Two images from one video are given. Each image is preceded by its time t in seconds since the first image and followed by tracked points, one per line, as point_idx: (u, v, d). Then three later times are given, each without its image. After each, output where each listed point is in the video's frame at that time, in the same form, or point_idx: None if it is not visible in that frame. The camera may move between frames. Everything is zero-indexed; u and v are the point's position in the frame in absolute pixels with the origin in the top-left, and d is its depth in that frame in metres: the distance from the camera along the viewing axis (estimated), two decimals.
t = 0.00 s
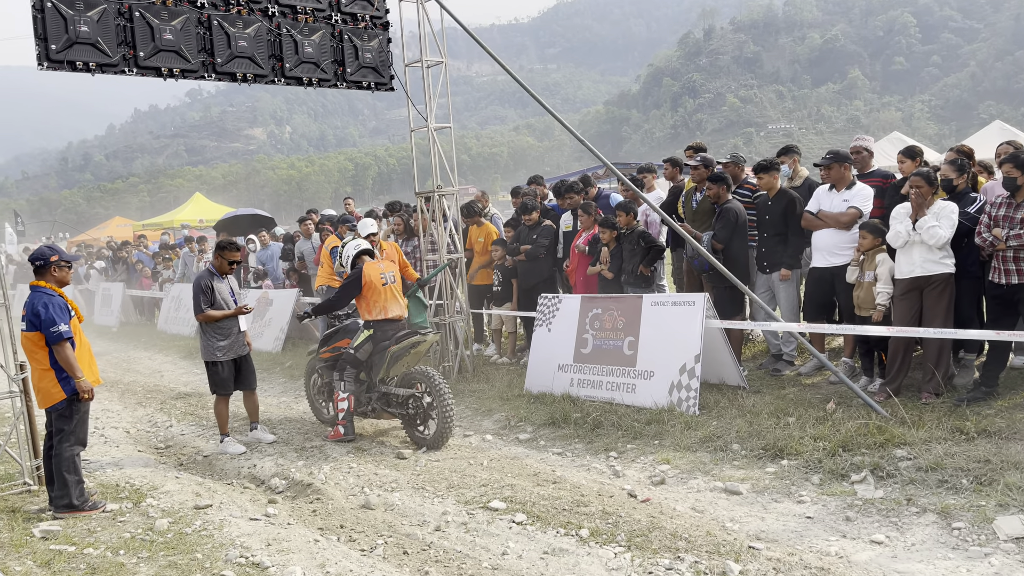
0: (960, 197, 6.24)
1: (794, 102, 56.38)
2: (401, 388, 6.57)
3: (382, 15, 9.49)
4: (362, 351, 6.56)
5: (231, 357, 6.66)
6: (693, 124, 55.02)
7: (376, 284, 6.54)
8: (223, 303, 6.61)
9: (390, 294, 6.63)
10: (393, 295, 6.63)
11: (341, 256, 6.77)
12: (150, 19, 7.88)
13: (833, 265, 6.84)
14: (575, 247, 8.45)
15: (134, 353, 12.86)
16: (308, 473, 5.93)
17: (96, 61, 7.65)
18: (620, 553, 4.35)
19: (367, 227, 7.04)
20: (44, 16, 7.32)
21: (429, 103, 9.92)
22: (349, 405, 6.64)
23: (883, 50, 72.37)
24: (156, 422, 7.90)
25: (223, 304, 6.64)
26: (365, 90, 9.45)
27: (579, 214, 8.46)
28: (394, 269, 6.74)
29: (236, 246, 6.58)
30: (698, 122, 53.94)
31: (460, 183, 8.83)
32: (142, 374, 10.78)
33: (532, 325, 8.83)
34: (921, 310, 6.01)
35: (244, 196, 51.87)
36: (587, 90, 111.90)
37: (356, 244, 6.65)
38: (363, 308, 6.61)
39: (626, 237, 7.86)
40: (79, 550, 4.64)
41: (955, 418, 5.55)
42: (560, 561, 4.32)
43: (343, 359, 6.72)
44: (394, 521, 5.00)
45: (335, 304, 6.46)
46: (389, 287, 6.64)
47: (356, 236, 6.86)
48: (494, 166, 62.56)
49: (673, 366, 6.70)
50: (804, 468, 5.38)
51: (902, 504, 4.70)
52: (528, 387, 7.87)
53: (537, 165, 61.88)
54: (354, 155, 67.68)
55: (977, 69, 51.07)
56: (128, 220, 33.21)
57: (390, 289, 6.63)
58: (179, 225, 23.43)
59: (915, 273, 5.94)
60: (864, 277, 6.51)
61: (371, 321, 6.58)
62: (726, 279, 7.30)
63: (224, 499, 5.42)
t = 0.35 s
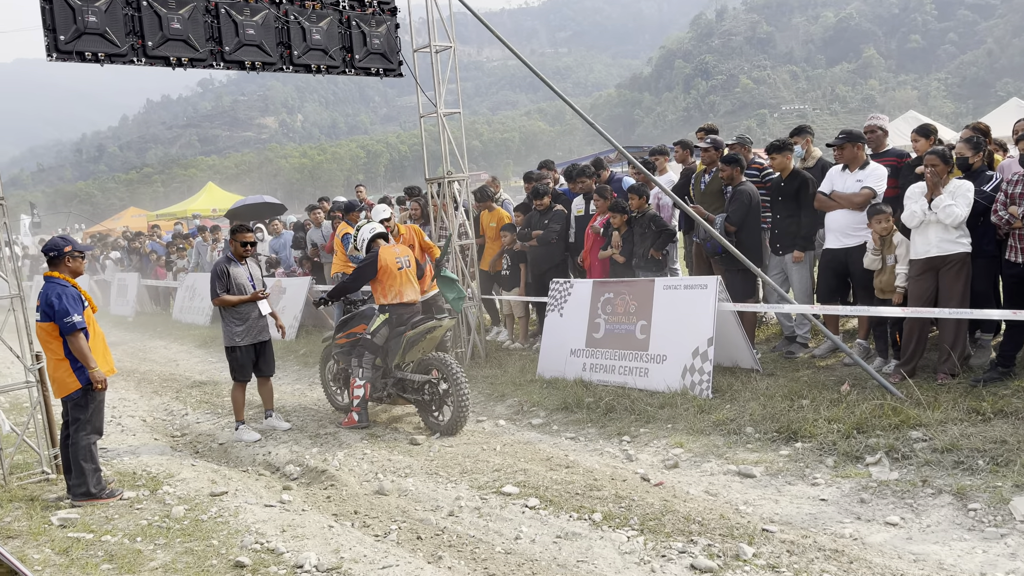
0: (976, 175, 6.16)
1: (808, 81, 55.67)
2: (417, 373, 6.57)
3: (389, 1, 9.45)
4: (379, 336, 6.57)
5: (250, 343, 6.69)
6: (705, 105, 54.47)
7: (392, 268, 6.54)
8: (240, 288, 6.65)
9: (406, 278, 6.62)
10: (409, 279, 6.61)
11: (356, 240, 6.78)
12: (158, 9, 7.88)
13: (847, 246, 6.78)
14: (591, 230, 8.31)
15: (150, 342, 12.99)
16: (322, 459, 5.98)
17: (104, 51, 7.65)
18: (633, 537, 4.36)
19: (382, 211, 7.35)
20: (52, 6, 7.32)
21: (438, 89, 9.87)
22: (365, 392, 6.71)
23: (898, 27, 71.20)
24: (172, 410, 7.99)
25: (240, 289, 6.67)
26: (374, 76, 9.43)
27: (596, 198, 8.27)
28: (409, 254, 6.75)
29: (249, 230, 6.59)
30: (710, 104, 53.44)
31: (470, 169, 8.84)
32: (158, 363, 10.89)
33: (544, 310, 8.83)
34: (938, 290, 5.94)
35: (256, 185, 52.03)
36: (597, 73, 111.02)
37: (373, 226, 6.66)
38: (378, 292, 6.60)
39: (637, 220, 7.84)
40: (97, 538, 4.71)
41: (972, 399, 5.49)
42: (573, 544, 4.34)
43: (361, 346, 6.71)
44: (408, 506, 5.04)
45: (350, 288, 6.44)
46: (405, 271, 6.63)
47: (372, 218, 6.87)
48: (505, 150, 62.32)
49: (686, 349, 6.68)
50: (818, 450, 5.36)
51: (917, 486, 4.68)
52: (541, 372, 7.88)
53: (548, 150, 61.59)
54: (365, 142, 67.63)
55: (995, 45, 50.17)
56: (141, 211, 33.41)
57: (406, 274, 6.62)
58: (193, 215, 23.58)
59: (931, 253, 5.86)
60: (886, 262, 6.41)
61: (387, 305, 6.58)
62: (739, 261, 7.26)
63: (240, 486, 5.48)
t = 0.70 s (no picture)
0: (995, 157, 6.02)
1: (826, 62, 54.85)
2: (436, 360, 6.58)
3: None
4: (397, 325, 6.63)
5: (264, 330, 6.74)
6: (722, 88, 53.87)
7: (414, 259, 6.57)
8: (260, 274, 6.71)
9: (427, 270, 6.65)
10: (429, 271, 6.65)
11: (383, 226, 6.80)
12: None
13: (865, 229, 6.70)
14: (609, 214, 8.21)
15: (168, 330, 13.14)
16: (339, 446, 6.03)
17: (119, 40, 7.70)
18: (647, 522, 4.36)
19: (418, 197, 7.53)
20: None
21: (452, 74, 9.82)
22: (381, 378, 6.75)
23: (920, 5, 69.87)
24: (191, 397, 8.08)
25: (258, 276, 6.72)
26: (387, 62, 9.41)
27: (613, 182, 8.16)
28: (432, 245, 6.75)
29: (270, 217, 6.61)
30: (727, 86, 52.82)
31: (484, 155, 8.86)
32: (176, 350, 11.01)
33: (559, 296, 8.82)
34: (957, 274, 5.86)
35: (272, 172, 52.23)
36: (612, 56, 110.07)
37: (403, 214, 6.68)
38: (398, 282, 6.65)
39: (653, 204, 7.79)
40: (117, 523, 4.79)
41: (992, 383, 5.42)
42: (587, 530, 4.35)
43: (378, 333, 6.76)
44: (423, 492, 5.07)
45: (370, 277, 6.48)
46: (426, 263, 6.65)
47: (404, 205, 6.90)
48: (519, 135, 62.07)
49: (701, 334, 6.65)
50: (834, 435, 5.32)
51: (935, 471, 4.64)
52: (555, 358, 7.88)
53: (563, 134, 61.25)
54: (379, 128, 67.61)
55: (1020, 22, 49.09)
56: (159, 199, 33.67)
57: (427, 265, 6.64)
58: (209, 203, 23.75)
59: (951, 236, 5.78)
60: (907, 251, 6.31)
61: (406, 295, 6.62)
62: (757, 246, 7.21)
63: (257, 472, 5.55)
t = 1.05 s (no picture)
0: None
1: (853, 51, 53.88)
2: (455, 350, 6.59)
3: None
4: (417, 314, 6.60)
5: (279, 319, 6.76)
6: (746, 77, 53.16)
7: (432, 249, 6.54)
8: (275, 262, 6.74)
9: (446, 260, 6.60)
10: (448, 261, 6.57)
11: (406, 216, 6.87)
12: None
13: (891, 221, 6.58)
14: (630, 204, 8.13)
15: (190, 317, 13.28)
16: (358, 434, 6.05)
17: (142, 28, 7.73)
18: (666, 515, 4.33)
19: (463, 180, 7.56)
20: None
21: (473, 63, 9.77)
22: (399, 367, 6.74)
23: None
24: (212, 384, 8.16)
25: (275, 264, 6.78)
26: (408, 51, 9.38)
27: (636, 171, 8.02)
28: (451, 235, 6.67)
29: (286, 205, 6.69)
30: (751, 75, 52.18)
31: (504, 144, 8.89)
32: (198, 337, 11.13)
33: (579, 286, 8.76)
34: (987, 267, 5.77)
35: (293, 161, 52.52)
36: (634, 45, 109.06)
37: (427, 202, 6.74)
38: (418, 272, 6.69)
39: (674, 195, 7.70)
40: (139, 508, 4.85)
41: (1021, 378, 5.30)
42: (606, 522, 4.32)
43: (397, 323, 6.79)
44: (441, 481, 5.07)
45: (391, 267, 6.51)
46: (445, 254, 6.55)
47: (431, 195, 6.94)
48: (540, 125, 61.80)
49: (722, 327, 6.58)
50: (857, 430, 5.24)
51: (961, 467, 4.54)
52: (574, 348, 7.84)
53: (584, 124, 60.88)
54: (400, 117, 67.70)
55: None
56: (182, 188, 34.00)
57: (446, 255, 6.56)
58: (231, 191, 23.93)
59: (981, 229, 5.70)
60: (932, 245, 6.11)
61: (427, 286, 6.65)
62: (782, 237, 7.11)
63: (277, 459, 5.58)
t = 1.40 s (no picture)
0: None
1: (882, 50, 53.03)
2: (474, 343, 6.59)
3: None
4: (436, 307, 6.61)
5: (299, 309, 6.80)
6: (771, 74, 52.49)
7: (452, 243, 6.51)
8: (293, 254, 6.75)
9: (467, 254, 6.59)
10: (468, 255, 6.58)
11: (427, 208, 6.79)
12: None
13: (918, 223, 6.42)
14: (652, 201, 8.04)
15: (211, 305, 13.40)
16: (376, 424, 6.07)
17: (169, 17, 7.76)
18: (683, 514, 4.29)
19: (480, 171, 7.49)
20: None
21: (497, 56, 9.73)
22: (418, 358, 6.78)
23: None
24: (232, 371, 8.24)
25: (294, 255, 6.79)
26: (433, 43, 9.40)
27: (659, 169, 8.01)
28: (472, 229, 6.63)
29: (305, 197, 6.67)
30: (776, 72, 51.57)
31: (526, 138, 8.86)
32: (219, 325, 11.23)
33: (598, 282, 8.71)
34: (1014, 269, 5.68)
35: (315, 151, 52.79)
36: (659, 40, 108.17)
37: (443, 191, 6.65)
38: (438, 265, 6.67)
39: (697, 192, 7.61)
40: (158, 493, 4.90)
41: None
42: (622, 519, 4.29)
43: (417, 314, 6.78)
44: (458, 474, 5.07)
45: (410, 260, 6.52)
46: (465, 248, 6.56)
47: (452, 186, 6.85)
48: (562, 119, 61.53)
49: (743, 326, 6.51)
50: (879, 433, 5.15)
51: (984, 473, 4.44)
52: (593, 344, 7.81)
53: (606, 119, 60.50)
54: (422, 109, 67.75)
55: None
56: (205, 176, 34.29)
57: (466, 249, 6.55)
58: (253, 180, 24.08)
59: (1009, 232, 5.61)
60: (956, 248, 5.94)
61: (446, 278, 6.61)
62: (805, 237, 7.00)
63: (295, 448, 5.61)
